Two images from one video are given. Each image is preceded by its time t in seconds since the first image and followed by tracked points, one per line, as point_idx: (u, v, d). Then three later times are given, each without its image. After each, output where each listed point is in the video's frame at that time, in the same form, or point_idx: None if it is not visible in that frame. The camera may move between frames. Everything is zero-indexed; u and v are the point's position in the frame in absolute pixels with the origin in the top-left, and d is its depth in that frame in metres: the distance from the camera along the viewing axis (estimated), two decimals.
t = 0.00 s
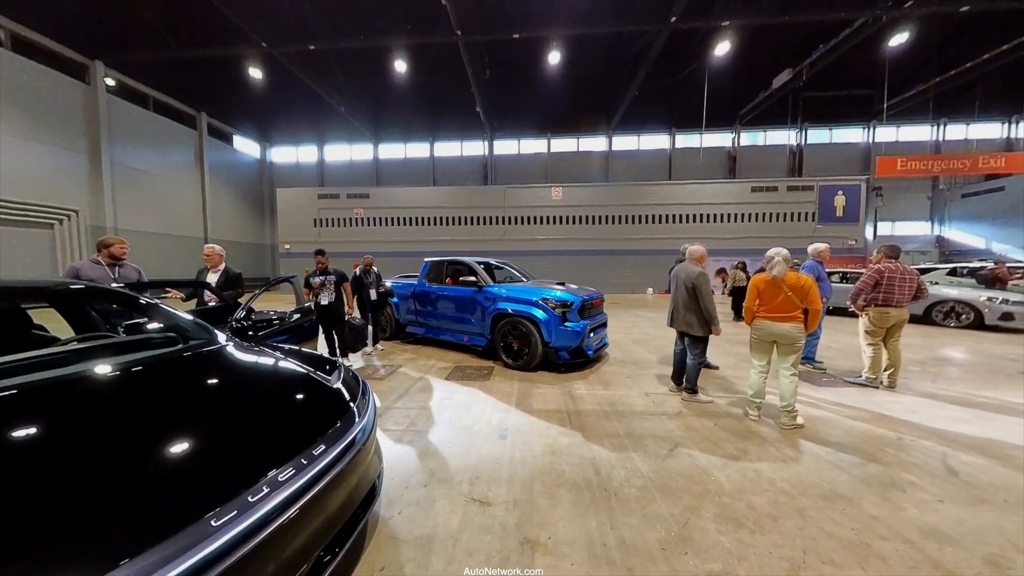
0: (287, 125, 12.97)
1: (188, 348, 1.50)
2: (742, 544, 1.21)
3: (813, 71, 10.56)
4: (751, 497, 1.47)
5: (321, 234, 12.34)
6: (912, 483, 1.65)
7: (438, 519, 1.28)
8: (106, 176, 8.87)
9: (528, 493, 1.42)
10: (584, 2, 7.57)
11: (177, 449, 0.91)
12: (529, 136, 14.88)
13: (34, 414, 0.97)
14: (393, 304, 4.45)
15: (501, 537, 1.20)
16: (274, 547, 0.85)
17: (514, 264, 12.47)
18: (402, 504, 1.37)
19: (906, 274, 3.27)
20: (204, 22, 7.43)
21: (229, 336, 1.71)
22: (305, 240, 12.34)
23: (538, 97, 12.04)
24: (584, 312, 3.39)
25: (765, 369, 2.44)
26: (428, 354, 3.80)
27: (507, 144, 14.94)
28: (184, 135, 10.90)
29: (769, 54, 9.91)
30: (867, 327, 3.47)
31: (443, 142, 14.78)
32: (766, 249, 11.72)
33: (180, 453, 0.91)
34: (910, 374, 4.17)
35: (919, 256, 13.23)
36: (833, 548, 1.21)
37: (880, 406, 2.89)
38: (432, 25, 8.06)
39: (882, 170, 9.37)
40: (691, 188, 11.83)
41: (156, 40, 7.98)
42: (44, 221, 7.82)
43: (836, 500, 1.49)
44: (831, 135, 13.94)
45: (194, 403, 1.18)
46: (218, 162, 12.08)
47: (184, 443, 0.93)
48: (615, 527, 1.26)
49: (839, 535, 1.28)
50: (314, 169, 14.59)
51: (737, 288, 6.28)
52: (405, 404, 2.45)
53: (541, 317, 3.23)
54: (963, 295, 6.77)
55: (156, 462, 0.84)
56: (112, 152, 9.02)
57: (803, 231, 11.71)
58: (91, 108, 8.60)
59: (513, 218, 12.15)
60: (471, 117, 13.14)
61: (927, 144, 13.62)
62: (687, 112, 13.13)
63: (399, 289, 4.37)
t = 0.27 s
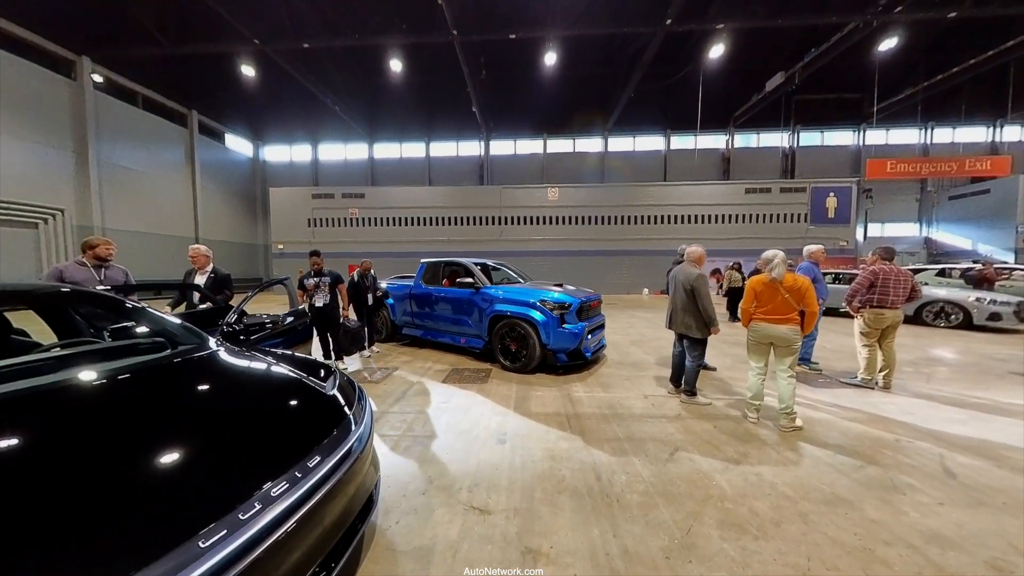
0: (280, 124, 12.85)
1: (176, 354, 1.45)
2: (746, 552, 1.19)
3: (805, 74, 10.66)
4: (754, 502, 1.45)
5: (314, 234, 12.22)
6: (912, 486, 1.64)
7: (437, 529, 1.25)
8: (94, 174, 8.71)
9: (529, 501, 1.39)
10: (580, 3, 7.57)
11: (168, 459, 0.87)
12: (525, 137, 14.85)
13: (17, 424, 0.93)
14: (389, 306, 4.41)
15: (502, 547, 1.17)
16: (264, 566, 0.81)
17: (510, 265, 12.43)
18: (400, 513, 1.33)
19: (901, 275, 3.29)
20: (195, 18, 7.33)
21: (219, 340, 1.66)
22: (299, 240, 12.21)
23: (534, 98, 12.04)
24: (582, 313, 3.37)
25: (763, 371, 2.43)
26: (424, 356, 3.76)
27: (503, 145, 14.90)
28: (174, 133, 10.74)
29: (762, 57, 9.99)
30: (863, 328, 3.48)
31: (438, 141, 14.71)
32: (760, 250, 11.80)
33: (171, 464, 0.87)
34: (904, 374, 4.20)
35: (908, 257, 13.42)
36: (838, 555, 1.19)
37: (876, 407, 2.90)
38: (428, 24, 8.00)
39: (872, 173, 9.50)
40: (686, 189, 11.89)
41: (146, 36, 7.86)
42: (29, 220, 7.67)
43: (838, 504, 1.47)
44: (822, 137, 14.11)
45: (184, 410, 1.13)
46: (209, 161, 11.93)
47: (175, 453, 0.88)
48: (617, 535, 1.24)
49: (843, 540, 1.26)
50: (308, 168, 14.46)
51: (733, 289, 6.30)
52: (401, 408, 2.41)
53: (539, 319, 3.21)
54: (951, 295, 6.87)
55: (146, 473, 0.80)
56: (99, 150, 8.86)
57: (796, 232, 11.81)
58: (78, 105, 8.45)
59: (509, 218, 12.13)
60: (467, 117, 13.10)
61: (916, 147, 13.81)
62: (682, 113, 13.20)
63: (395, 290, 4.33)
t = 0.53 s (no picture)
0: (273, 122, 12.71)
1: (152, 356, 1.39)
2: (743, 557, 1.16)
3: (797, 77, 10.77)
4: (750, 505, 1.42)
5: (307, 233, 12.08)
6: (908, 486, 1.62)
7: (425, 537, 1.20)
8: (78, 172, 8.51)
9: (520, 506, 1.35)
10: (575, 2, 7.57)
11: (148, 463, 0.85)
12: (521, 136, 14.82)
13: None
14: (382, 306, 4.34)
15: (492, 555, 1.13)
16: None
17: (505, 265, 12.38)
18: (386, 521, 1.28)
19: (893, 274, 3.30)
20: (184, 13, 7.20)
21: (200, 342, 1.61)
22: (291, 240, 12.07)
23: (529, 98, 12.03)
24: (577, 313, 3.34)
25: (756, 370, 2.41)
26: (417, 357, 3.71)
27: (498, 144, 14.86)
28: (163, 130, 10.57)
29: (755, 59, 10.07)
30: (856, 327, 3.48)
31: (433, 141, 14.64)
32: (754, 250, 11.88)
33: (148, 468, 0.84)
34: (896, 373, 4.22)
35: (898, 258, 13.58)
36: (836, 559, 1.16)
37: (870, 406, 2.89)
38: (423, 22, 7.94)
39: (861, 174, 9.62)
40: (680, 189, 11.94)
41: (134, 31, 7.72)
42: (10, 218, 7.45)
43: (835, 506, 1.45)
44: (814, 139, 14.28)
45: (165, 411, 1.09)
46: (199, 159, 11.76)
47: (155, 457, 0.86)
48: (611, 542, 1.20)
49: (840, 544, 1.24)
50: (301, 166, 14.32)
51: (727, 289, 6.32)
52: (392, 411, 2.36)
53: (533, 319, 3.17)
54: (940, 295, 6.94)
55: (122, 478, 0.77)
56: (84, 147, 8.68)
57: (789, 232, 11.91)
58: (62, 100, 8.27)
59: (504, 218, 12.09)
60: (462, 117, 13.05)
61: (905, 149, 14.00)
62: (676, 115, 13.26)
63: (387, 290, 4.26)
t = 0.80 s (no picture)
0: (264, 120, 12.53)
1: (109, 362, 1.29)
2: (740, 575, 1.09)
3: (790, 79, 10.80)
4: (747, 517, 1.35)
5: (298, 233, 11.91)
6: (909, 494, 1.56)
7: (400, 557, 1.12)
8: (60, 169, 8.29)
9: (505, 522, 1.27)
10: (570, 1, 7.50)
11: (114, 473, 0.81)
12: (516, 136, 14.72)
13: None
14: (370, 307, 4.24)
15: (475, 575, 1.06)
16: None
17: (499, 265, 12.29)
18: (359, 540, 1.19)
19: (888, 274, 3.26)
20: (169, 8, 7.04)
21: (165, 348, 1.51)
22: (281, 240, 11.88)
23: (523, 98, 11.96)
24: (569, 314, 3.28)
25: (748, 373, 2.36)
26: (406, 360, 3.62)
27: (493, 144, 14.76)
28: (149, 127, 10.35)
29: (748, 61, 10.08)
30: (851, 328, 3.45)
31: (427, 140, 14.51)
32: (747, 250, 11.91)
33: (116, 479, 0.80)
34: (890, 374, 4.20)
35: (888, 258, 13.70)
36: None
37: (865, 409, 2.85)
38: (415, 19, 7.84)
39: (852, 176, 9.68)
40: (675, 190, 11.93)
41: (118, 25, 7.53)
42: None
43: (835, 517, 1.39)
44: (805, 141, 14.38)
45: (134, 416, 1.04)
46: (187, 157, 11.54)
47: (125, 466, 0.82)
48: (601, 560, 1.12)
49: (843, 559, 1.17)
50: (292, 165, 14.13)
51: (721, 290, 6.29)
52: (376, 417, 2.26)
53: (524, 320, 3.10)
54: (930, 294, 6.98)
55: (89, 487, 0.74)
56: (66, 144, 8.47)
57: (781, 233, 11.95)
58: (43, 96, 8.06)
59: (497, 218, 12.00)
60: (456, 116, 12.95)
61: (895, 151, 14.13)
62: (670, 116, 13.27)
63: (376, 291, 4.16)
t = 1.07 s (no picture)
0: (254, 118, 12.33)
1: (57, 373, 1.20)
2: None
3: (782, 82, 10.84)
4: (742, 533, 1.29)
5: (289, 233, 11.73)
6: (907, 507, 1.51)
7: None
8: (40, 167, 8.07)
9: (486, 542, 1.20)
10: (564, 1, 7.45)
11: (80, 487, 0.77)
12: (511, 136, 14.64)
13: None
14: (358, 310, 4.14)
15: None
16: None
17: (493, 266, 12.19)
18: (328, 566, 1.11)
19: (881, 276, 3.23)
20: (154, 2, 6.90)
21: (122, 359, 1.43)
22: (272, 240, 11.70)
23: (517, 98, 11.89)
24: (561, 317, 3.21)
25: (739, 378, 2.30)
26: (394, 364, 3.52)
27: (488, 144, 14.66)
28: (135, 124, 10.15)
29: (741, 63, 10.10)
30: (844, 330, 3.42)
31: (421, 139, 14.39)
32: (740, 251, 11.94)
33: (82, 493, 0.76)
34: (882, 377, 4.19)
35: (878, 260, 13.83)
36: None
37: (859, 413, 2.82)
38: (407, 17, 7.74)
39: (842, 178, 9.75)
40: (668, 191, 11.94)
41: (101, 19, 7.36)
42: None
43: (833, 532, 1.33)
44: (798, 143, 14.46)
45: (99, 425, 0.99)
46: (174, 155, 11.33)
47: (91, 480, 0.78)
48: None
49: None
50: (284, 164, 13.94)
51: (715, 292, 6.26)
52: (359, 426, 2.18)
53: (515, 323, 3.03)
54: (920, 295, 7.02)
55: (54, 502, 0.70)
56: (47, 141, 8.27)
57: (774, 234, 12.00)
58: (23, 91, 7.85)
59: (492, 218, 11.93)
60: (450, 116, 12.84)
61: (885, 153, 14.27)
62: (665, 117, 13.27)
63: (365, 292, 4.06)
